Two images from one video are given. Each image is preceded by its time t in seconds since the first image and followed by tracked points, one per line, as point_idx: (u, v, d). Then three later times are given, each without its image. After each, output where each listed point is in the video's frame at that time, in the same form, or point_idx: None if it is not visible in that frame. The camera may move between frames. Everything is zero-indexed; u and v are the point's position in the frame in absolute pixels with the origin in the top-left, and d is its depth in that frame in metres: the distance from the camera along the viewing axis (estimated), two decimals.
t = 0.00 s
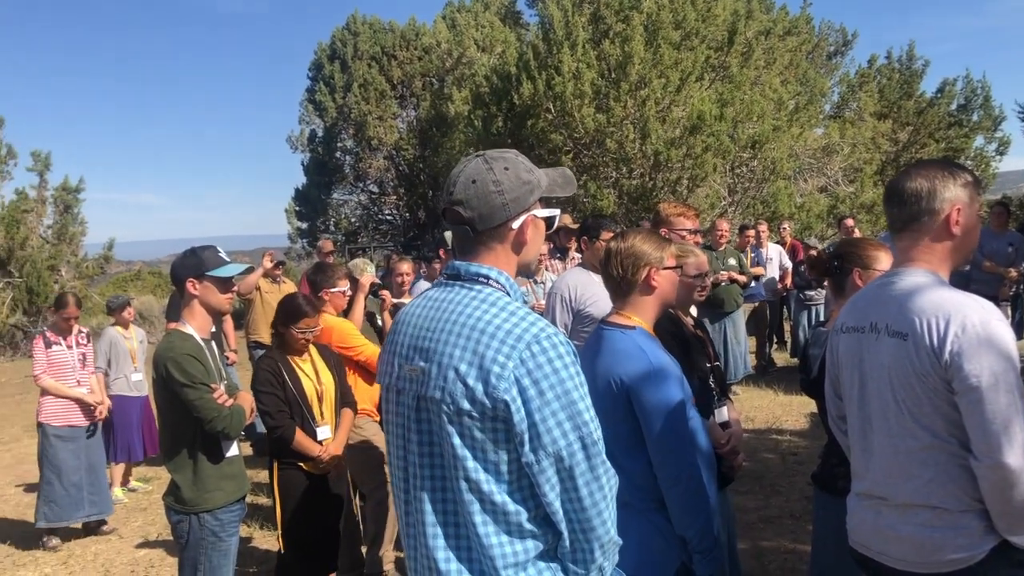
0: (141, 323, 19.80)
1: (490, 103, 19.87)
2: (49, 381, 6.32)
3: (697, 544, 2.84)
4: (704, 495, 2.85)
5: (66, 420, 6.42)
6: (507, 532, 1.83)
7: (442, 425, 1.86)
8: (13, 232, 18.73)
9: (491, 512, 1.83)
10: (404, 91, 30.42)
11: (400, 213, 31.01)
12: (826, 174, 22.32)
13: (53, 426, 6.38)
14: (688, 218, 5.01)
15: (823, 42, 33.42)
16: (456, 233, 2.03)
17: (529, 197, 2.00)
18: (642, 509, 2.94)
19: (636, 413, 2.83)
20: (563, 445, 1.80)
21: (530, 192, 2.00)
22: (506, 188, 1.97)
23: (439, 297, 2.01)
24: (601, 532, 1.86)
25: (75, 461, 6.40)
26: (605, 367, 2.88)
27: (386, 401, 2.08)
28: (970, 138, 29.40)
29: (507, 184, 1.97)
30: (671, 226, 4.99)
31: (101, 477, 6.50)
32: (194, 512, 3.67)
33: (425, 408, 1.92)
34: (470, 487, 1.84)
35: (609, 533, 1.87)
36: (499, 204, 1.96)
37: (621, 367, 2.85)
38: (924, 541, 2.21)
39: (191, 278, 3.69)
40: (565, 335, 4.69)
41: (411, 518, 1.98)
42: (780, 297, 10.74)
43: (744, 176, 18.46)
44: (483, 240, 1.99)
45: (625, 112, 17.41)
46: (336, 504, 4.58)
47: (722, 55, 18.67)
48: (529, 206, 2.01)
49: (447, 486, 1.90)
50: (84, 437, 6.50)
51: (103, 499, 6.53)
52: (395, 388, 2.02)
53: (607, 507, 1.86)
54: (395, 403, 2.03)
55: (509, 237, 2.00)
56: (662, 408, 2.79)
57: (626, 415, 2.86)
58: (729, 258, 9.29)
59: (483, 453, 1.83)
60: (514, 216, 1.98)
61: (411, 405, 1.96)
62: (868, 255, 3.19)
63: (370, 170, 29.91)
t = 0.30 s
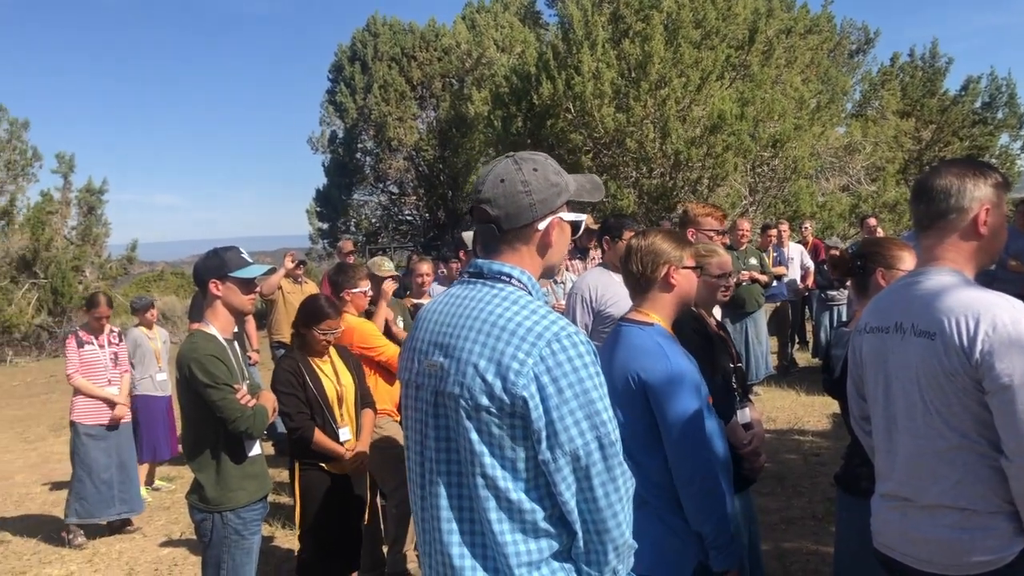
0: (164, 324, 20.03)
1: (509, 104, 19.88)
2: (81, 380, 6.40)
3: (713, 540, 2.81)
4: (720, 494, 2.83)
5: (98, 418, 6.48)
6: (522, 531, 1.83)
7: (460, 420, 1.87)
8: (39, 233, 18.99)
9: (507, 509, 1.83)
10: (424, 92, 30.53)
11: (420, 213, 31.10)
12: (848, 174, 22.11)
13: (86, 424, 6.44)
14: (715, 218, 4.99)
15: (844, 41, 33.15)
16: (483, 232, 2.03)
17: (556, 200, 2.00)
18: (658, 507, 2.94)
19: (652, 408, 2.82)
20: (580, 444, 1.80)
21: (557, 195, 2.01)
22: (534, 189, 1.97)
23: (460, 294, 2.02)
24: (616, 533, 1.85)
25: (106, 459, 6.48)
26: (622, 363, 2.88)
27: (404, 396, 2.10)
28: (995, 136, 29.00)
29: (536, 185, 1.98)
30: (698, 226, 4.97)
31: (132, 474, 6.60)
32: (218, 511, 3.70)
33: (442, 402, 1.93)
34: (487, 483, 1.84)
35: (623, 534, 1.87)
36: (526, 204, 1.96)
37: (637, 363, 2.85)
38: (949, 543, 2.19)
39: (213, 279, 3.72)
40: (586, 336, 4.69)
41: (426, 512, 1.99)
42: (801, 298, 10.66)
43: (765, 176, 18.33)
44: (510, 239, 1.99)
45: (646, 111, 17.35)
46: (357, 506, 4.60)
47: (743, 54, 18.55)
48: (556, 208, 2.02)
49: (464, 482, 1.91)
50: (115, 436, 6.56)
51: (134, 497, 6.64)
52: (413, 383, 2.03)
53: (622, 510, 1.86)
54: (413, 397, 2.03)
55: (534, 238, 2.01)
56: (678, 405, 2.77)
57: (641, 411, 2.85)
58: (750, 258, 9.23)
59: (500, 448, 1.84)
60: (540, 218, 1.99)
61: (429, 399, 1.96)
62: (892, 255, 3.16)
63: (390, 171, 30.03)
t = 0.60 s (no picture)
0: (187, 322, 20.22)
1: (530, 103, 19.94)
2: (113, 378, 6.48)
3: (727, 540, 2.80)
4: (735, 496, 2.81)
5: (127, 416, 6.55)
6: (533, 529, 1.84)
7: (474, 416, 1.88)
8: (63, 232, 19.21)
9: (519, 507, 1.84)
10: (444, 91, 30.64)
11: (440, 213, 31.16)
12: (870, 171, 21.91)
13: (115, 422, 6.51)
14: (745, 219, 4.97)
15: (867, 38, 32.89)
16: (514, 226, 2.05)
17: (590, 202, 2.03)
18: (673, 508, 2.93)
19: (666, 408, 2.81)
20: (593, 446, 1.80)
21: (592, 197, 2.03)
22: (569, 187, 2.00)
23: (482, 290, 2.03)
24: (629, 538, 1.84)
25: (133, 457, 6.55)
26: (637, 363, 2.87)
27: (424, 391, 2.12)
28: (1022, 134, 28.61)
29: (571, 183, 2.01)
30: (727, 228, 4.96)
31: (158, 472, 6.67)
32: (241, 507, 3.74)
33: (459, 398, 1.94)
34: (499, 480, 1.85)
35: (637, 539, 1.85)
36: (560, 201, 1.98)
37: (652, 362, 2.84)
38: (975, 543, 2.17)
39: (236, 278, 3.75)
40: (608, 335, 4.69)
41: (442, 508, 2.01)
42: (824, 297, 10.59)
43: (787, 174, 18.21)
44: (540, 234, 2.01)
45: (667, 110, 17.26)
46: (379, 505, 4.60)
47: (764, 52, 18.42)
48: (589, 211, 2.03)
49: (477, 478, 1.92)
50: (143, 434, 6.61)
51: (159, 494, 6.71)
52: (433, 378, 2.06)
53: (636, 514, 1.85)
54: (433, 392, 2.05)
55: (565, 238, 2.02)
56: (692, 405, 2.76)
57: (656, 410, 2.85)
58: (772, 256, 9.18)
59: (513, 446, 1.84)
60: (574, 217, 2.00)
61: (446, 395, 1.98)
62: (917, 252, 3.13)
63: (410, 170, 30.18)
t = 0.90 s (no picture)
0: (207, 320, 20.37)
1: (547, 100, 19.97)
2: (138, 375, 6.55)
3: (737, 537, 2.78)
4: (747, 495, 2.79)
5: (152, 413, 6.62)
6: (543, 525, 1.84)
7: (486, 408, 1.89)
8: (85, 232, 19.44)
9: (527, 502, 1.84)
10: (461, 89, 30.68)
11: (458, 210, 31.17)
12: (891, 167, 21.69)
13: (139, 418, 6.58)
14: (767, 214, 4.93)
15: (887, 32, 32.57)
16: (553, 208, 2.09)
17: (632, 209, 2.04)
18: (686, 507, 2.92)
19: (678, 407, 2.80)
20: (602, 443, 1.79)
21: (635, 205, 2.05)
22: (614, 186, 2.03)
23: (504, 283, 2.04)
24: (639, 542, 1.81)
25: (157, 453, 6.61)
26: (648, 360, 2.87)
27: (444, 383, 2.14)
28: None
29: (618, 183, 2.04)
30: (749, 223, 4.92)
31: (182, 469, 6.72)
32: (262, 503, 3.77)
33: (473, 390, 1.95)
34: (509, 473, 1.86)
35: (649, 543, 1.82)
36: (600, 194, 2.02)
37: (663, 360, 2.83)
38: (999, 542, 2.15)
39: (257, 275, 3.78)
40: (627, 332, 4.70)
41: (456, 501, 2.02)
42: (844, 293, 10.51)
43: (807, 170, 18.10)
44: (572, 221, 2.04)
45: (685, 106, 17.17)
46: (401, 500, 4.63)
47: (784, 47, 18.29)
48: (627, 217, 2.05)
49: (489, 471, 1.93)
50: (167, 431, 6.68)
51: (183, 491, 6.76)
52: (451, 370, 2.07)
53: (647, 516, 1.82)
54: (451, 383, 2.07)
55: (596, 234, 2.03)
56: (702, 403, 2.75)
57: (667, 408, 2.84)
58: (792, 252, 9.12)
59: (522, 440, 1.85)
60: (610, 215, 2.02)
61: (462, 386, 2.00)
62: (939, 248, 3.11)
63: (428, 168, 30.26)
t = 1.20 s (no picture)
0: (226, 317, 20.52)
1: (564, 95, 20.03)
2: (156, 372, 6.60)
3: (752, 530, 2.77)
4: (764, 491, 2.78)
5: (169, 410, 6.68)
6: (559, 515, 1.83)
7: (511, 392, 1.89)
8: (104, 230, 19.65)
9: (546, 491, 1.84)
10: (477, 84, 30.69)
11: (474, 206, 31.13)
12: (910, 160, 21.46)
13: (157, 415, 6.64)
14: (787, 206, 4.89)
15: (906, 24, 32.23)
16: (606, 206, 2.16)
17: (683, 217, 2.12)
18: (701, 501, 2.91)
19: (694, 402, 2.78)
20: (626, 436, 1.78)
21: (687, 215, 2.13)
22: (671, 192, 2.11)
23: (541, 272, 2.05)
24: (659, 543, 1.80)
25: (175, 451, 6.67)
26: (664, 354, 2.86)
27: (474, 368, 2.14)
28: None
29: (674, 190, 2.12)
30: (769, 215, 4.88)
31: (200, 466, 6.79)
32: (280, 499, 3.79)
33: (500, 373, 1.96)
34: (529, 459, 1.86)
35: (668, 545, 1.81)
36: (656, 194, 2.09)
37: (678, 354, 2.81)
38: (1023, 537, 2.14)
39: (274, 272, 3.80)
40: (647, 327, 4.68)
41: (476, 487, 2.02)
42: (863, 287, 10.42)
43: (824, 163, 17.92)
44: (623, 218, 2.10)
45: (701, 99, 17.07)
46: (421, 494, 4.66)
47: (801, 40, 18.10)
48: (678, 225, 2.11)
49: (510, 457, 1.92)
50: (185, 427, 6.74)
51: (201, 488, 6.83)
52: (481, 355, 2.07)
53: (667, 516, 1.81)
54: (479, 368, 2.07)
55: (646, 235, 2.08)
56: (717, 396, 2.74)
57: (682, 401, 2.82)
58: (811, 246, 9.06)
59: (545, 427, 1.84)
60: (661, 218, 2.08)
61: (490, 370, 2.00)
62: (961, 240, 3.08)
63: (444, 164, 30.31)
